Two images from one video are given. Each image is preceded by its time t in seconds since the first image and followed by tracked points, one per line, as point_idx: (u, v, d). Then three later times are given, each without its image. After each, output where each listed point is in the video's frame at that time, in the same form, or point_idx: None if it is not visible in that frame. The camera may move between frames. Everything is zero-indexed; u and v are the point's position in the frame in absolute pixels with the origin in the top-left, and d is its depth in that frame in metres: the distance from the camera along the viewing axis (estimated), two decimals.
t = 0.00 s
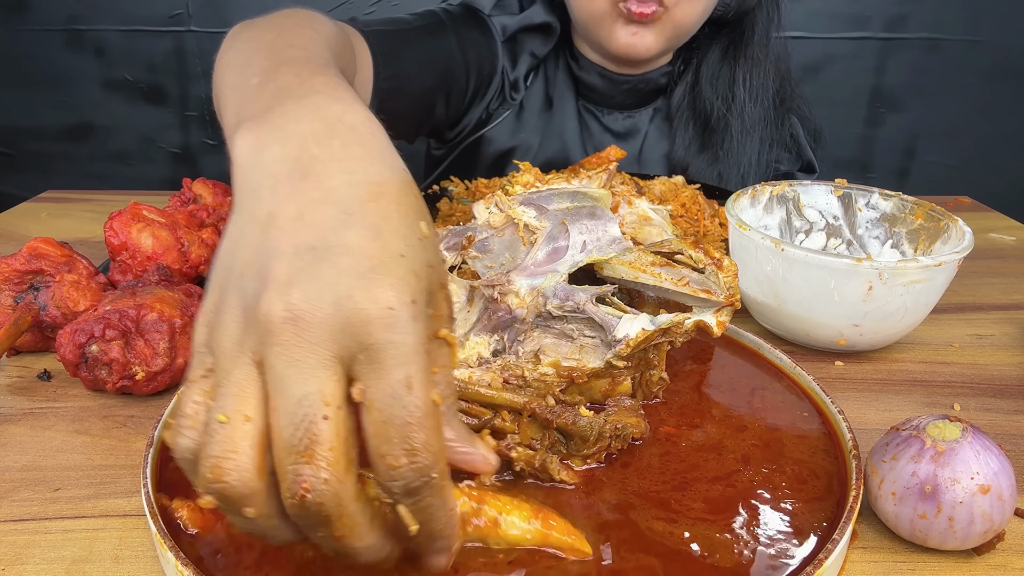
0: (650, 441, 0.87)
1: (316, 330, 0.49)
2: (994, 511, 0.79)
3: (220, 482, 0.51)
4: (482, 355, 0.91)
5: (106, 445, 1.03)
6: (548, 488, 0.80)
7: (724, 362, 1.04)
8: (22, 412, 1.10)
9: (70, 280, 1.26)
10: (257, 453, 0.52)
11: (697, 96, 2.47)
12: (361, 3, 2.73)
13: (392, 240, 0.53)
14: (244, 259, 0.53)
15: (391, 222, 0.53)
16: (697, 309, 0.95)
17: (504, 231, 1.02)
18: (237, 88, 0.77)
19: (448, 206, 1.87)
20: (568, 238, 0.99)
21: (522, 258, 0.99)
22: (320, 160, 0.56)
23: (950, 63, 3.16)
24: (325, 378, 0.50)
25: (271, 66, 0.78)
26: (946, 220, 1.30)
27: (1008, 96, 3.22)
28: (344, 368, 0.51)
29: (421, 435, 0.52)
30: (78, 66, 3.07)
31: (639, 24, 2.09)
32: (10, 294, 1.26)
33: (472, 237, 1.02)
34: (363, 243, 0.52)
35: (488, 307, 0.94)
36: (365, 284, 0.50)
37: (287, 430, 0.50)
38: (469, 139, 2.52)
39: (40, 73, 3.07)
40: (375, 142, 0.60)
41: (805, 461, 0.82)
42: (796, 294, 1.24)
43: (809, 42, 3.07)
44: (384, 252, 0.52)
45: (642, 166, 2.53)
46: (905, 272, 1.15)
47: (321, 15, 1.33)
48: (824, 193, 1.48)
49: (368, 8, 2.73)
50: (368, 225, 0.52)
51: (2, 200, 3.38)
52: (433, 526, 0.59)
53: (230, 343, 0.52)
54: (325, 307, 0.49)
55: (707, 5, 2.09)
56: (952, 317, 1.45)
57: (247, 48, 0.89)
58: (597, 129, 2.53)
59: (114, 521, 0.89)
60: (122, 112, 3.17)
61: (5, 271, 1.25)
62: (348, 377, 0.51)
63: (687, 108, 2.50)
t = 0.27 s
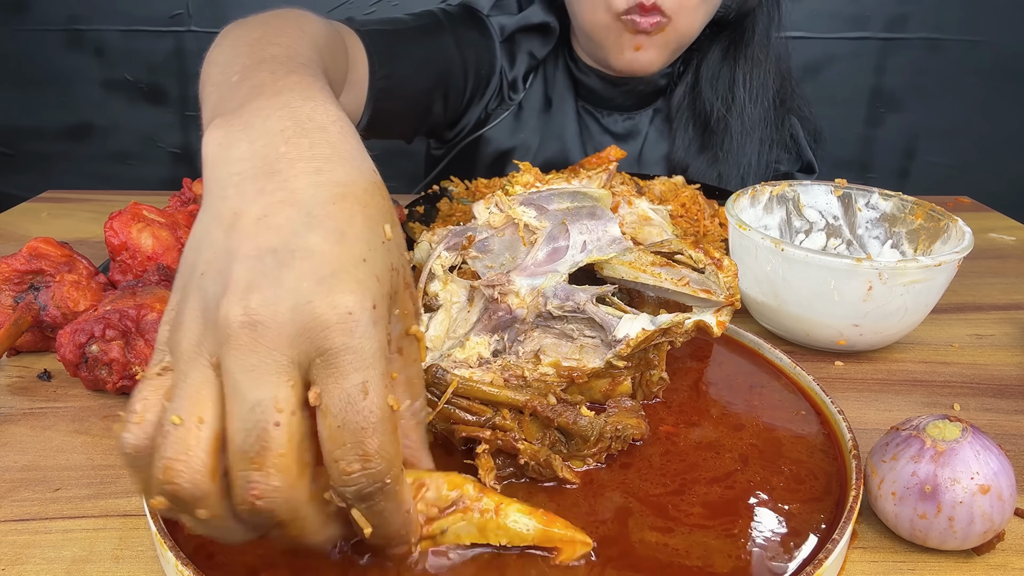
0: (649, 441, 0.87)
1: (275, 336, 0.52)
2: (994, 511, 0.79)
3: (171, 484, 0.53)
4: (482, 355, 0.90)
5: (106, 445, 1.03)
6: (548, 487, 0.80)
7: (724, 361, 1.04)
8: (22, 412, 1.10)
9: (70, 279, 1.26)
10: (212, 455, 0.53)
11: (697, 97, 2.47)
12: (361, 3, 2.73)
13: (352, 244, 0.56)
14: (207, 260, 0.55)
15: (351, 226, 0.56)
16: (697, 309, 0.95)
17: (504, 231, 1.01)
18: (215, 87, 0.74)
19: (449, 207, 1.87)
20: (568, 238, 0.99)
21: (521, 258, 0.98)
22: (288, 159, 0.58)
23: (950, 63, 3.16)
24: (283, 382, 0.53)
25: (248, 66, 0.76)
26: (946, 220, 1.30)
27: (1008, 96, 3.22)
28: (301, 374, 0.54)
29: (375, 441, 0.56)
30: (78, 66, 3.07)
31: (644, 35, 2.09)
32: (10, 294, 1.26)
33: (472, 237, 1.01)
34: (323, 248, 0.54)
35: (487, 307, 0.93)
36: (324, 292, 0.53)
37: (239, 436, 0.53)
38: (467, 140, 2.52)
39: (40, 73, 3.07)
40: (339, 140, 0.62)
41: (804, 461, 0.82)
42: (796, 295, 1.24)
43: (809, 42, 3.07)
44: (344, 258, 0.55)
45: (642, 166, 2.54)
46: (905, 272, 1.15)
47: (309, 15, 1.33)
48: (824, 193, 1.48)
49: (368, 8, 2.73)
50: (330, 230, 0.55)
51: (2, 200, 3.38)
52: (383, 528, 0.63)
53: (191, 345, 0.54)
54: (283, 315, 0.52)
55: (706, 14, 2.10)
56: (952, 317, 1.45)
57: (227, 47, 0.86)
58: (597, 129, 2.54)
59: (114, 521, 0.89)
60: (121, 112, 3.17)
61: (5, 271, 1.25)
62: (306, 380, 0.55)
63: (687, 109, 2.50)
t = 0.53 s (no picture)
0: (648, 443, 0.87)
1: (216, 260, 0.53)
2: (994, 511, 0.79)
3: (154, 434, 0.56)
4: (482, 355, 0.90)
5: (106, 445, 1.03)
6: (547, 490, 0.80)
7: (723, 362, 1.04)
8: (22, 412, 1.10)
9: (71, 279, 1.25)
10: (184, 398, 0.56)
11: (695, 97, 2.47)
12: (361, 4, 2.71)
13: (292, 172, 0.58)
14: (156, 207, 0.57)
15: (289, 161, 0.59)
16: (697, 309, 0.95)
17: (504, 231, 1.01)
18: (186, 71, 0.77)
19: (448, 206, 1.87)
20: (568, 238, 0.99)
21: (521, 258, 0.98)
22: (235, 112, 0.62)
23: (950, 62, 3.16)
24: (229, 308, 0.53)
25: (219, 51, 0.78)
26: (947, 220, 1.30)
27: (1008, 96, 3.23)
28: (244, 298, 0.53)
29: (325, 356, 0.54)
30: (78, 66, 3.07)
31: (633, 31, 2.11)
32: (11, 295, 1.26)
33: (472, 237, 1.01)
34: (261, 177, 0.56)
35: (487, 307, 0.93)
36: (261, 212, 0.54)
37: (198, 365, 0.54)
38: (464, 140, 2.52)
39: (40, 73, 3.07)
40: (284, 95, 0.66)
41: (801, 466, 0.82)
42: (796, 295, 1.24)
43: (810, 42, 3.07)
44: (282, 183, 0.57)
45: (642, 167, 2.54)
46: (905, 272, 1.15)
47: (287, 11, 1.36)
48: (824, 193, 1.48)
49: (367, 8, 2.71)
50: (267, 163, 0.57)
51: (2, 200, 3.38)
52: (345, 455, 0.62)
53: (144, 295, 0.55)
54: (219, 240, 0.53)
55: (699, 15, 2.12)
56: (952, 317, 1.45)
57: (206, 39, 0.88)
58: (597, 130, 2.52)
59: (114, 521, 0.89)
60: (121, 112, 3.17)
61: (5, 271, 1.25)
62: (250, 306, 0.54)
63: (686, 108, 2.49)
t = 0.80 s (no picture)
0: (648, 443, 0.87)
1: (234, 319, 0.59)
2: (994, 511, 0.79)
3: (169, 465, 0.59)
4: (483, 355, 0.90)
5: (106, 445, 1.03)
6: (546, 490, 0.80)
7: (724, 364, 1.04)
8: (22, 412, 1.10)
9: (71, 279, 1.25)
10: (199, 434, 0.61)
11: (690, 94, 2.47)
12: (362, 4, 2.68)
13: (303, 236, 0.64)
14: (173, 260, 0.62)
15: (301, 225, 0.64)
16: (697, 309, 0.95)
17: (504, 231, 1.01)
18: (181, 94, 0.80)
19: (448, 207, 1.87)
20: (568, 238, 0.99)
21: (521, 258, 0.98)
22: (246, 170, 0.66)
23: (949, 62, 3.16)
24: (247, 360, 0.60)
25: (215, 74, 0.81)
26: (946, 220, 1.30)
27: (1008, 96, 3.23)
28: (261, 352, 0.60)
29: (326, 406, 0.60)
30: (78, 66, 3.07)
31: (630, 25, 2.12)
32: (11, 295, 1.26)
33: (472, 236, 1.01)
34: (276, 241, 0.62)
35: (487, 307, 0.93)
36: (276, 275, 0.60)
37: (221, 412, 0.60)
38: (459, 137, 2.54)
39: (40, 73, 3.07)
40: (293, 152, 0.70)
41: (804, 468, 0.82)
42: (796, 295, 1.24)
43: (809, 41, 3.07)
44: (296, 249, 0.62)
45: (637, 165, 2.55)
46: (905, 272, 1.15)
47: (273, 13, 1.36)
48: (824, 193, 1.48)
49: (367, 8, 2.68)
50: (282, 227, 0.63)
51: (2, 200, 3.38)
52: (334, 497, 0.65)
53: (163, 341, 0.60)
54: (239, 299, 0.59)
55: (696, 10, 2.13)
56: (953, 317, 1.45)
57: (202, 50, 0.91)
58: (592, 128, 2.53)
59: (114, 521, 0.89)
60: (122, 112, 3.17)
61: (6, 271, 1.25)
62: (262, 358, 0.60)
63: (682, 106, 2.49)
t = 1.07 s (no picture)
0: (649, 443, 0.87)
1: (211, 269, 0.59)
2: (994, 511, 0.79)
3: (157, 421, 0.60)
4: (482, 355, 0.90)
5: (106, 445, 1.03)
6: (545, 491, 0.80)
7: (725, 362, 1.04)
8: (22, 412, 1.10)
9: (71, 279, 1.26)
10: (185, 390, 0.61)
11: (689, 93, 2.47)
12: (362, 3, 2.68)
13: (278, 188, 0.64)
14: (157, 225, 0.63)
15: (277, 179, 0.65)
16: (697, 309, 0.95)
17: (504, 231, 1.01)
18: (170, 86, 0.83)
19: (448, 207, 1.87)
20: (568, 238, 1.00)
21: (521, 258, 0.98)
22: (223, 141, 0.67)
23: (949, 62, 3.16)
24: (223, 309, 0.59)
25: (200, 65, 0.84)
26: (946, 220, 1.30)
27: (1007, 96, 3.23)
28: (238, 299, 0.59)
29: (306, 347, 0.59)
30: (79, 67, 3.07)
31: (630, 37, 2.13)
32: (11, 295, 1.26)
33: (472, 237, 1.01)
34: (251, 194, 0.62)
35: (487, 307, 0.92)
36: (253, 223, 0.60)
37: (195, 361, 0.59)
38: (457, 137, 2.54)
39: (41, 73, 3.07)
40: (270, 122, 0.72)
41: (805, 466, 0.82)
42: (796, 295, 1.24)
43: (809, 41, 3.07)
44: (271, 199, 0.63)
45: (637, 163, 2.55)
46: (905, 272, 1.15)
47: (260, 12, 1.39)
48: (824, 193, 1.48)
49: (367, 8, 2.68)
50: (257, 182, 0.64)
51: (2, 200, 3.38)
52: (327, 438, 0.65)
53: (149, 301, 0.61)
54: (216, 249, 0.59)
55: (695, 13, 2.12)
56: (952, 317, 1.45)
57: (188, 47, 0.92)
58: (592, 127, 2.53)
59: (114, 521, 0.89)
60: (122, 112, 3.17)
61: (6, 271, 1.25)
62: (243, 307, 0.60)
63: (681, 105, 2.49)
